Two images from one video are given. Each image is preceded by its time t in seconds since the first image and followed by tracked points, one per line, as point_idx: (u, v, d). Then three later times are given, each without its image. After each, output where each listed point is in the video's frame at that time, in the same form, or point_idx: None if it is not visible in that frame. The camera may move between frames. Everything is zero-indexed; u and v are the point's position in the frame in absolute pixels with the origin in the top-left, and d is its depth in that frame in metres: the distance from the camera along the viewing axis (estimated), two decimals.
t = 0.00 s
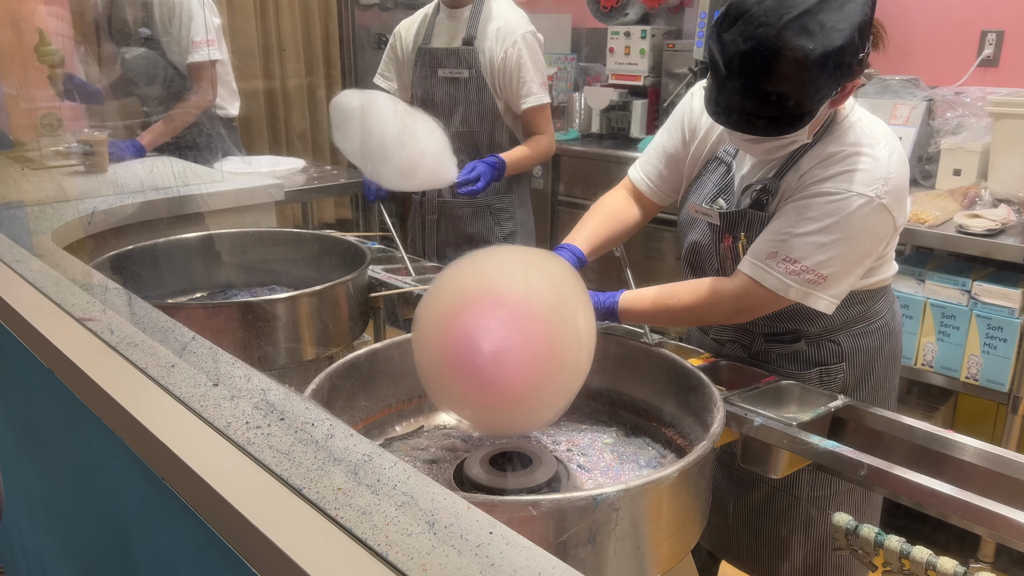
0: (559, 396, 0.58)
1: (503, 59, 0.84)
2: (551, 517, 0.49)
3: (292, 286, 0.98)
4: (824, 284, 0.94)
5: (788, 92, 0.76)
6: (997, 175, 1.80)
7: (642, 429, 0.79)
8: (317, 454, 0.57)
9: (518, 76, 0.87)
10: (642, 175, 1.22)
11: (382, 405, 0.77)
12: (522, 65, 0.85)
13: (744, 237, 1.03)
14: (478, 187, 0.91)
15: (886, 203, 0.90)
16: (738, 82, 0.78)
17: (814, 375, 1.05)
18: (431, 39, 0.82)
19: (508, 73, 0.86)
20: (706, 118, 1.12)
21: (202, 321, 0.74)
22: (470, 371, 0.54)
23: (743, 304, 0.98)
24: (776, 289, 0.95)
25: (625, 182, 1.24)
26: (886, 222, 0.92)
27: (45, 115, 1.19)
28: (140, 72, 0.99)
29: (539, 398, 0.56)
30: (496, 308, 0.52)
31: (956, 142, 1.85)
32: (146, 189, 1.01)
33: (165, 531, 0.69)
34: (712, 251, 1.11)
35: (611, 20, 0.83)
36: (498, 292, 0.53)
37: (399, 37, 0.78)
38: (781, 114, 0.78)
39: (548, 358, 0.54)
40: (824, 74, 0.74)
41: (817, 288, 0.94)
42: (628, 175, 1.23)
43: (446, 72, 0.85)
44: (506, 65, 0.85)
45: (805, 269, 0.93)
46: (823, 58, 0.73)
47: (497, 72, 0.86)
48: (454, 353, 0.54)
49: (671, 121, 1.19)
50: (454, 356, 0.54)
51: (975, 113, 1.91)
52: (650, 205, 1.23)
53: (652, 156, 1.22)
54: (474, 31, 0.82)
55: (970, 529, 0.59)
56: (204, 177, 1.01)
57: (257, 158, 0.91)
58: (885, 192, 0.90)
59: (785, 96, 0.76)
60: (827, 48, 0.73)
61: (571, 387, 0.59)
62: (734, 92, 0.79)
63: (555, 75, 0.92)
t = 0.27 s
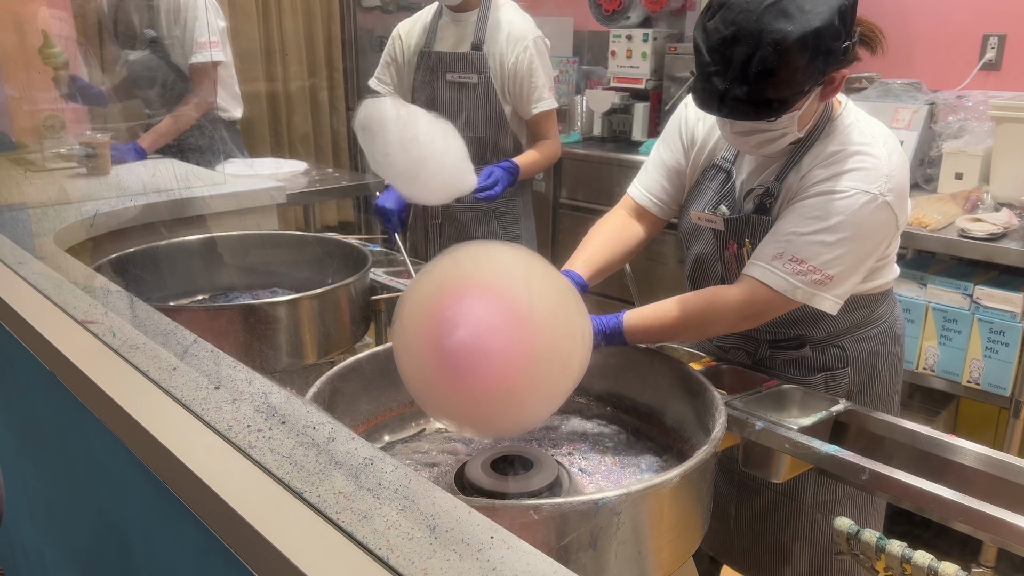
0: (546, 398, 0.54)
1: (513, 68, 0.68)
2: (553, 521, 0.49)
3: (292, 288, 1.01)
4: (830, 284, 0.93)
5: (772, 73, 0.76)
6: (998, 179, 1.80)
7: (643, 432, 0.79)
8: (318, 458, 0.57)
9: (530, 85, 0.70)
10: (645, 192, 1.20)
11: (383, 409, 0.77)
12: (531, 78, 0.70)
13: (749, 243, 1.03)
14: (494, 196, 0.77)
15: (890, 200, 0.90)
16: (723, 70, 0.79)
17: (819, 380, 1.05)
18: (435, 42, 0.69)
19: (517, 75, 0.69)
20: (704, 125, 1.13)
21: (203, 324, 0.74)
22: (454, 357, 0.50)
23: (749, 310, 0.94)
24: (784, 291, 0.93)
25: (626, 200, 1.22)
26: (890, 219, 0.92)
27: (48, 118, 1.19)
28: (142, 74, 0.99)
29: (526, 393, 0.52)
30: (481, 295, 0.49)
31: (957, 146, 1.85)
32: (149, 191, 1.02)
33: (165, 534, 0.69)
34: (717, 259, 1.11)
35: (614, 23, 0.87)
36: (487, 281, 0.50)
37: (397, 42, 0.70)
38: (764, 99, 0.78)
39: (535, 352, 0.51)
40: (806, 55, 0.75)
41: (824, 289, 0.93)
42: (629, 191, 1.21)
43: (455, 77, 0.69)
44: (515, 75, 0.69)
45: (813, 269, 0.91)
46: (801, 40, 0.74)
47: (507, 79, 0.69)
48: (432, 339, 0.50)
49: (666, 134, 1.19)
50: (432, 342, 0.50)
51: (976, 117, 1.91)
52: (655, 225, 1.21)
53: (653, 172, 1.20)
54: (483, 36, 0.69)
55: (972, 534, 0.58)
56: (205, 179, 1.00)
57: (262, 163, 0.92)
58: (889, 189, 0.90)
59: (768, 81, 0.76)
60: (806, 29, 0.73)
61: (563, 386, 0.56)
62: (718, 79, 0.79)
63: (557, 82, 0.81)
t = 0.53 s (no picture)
0: (531, 387, 0.53)
1: (518, 72, 0.68)
2: (551, 523, 0.49)
3: (292, 291, 0.97)
4: (835, 285, 0.91)
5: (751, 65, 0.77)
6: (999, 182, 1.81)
7: (642, 434, 0.79)
8: (318, 460, 0.57)
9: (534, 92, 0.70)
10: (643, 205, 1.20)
11: (380, 413, 0.75)
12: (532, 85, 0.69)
13: (753, 250, 1.03)
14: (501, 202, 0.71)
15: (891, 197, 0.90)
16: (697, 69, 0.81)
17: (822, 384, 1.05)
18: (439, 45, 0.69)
19: (521, 81, 0.68)
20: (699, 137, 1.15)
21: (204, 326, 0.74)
22: (432, 325, 0.50)
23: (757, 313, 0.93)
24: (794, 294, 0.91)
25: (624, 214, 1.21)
26: (891, 218, 0.92)
27: (50, 120, 1.20)
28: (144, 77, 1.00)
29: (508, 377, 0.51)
30: (465, 265, 0.49)
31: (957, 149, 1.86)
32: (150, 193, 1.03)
33: (165, 535, 0.69)
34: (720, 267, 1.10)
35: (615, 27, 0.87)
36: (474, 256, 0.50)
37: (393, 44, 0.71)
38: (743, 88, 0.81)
39: (519, 331, 0.50)
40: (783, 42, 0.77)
41: (829, 290, 0.91)
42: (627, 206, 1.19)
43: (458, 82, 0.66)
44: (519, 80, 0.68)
45: (819, 269, 0.89)
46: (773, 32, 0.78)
47: (512, 85, 0.68)
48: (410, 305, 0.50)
49: (660, 144, 1.18)
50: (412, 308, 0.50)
51: (977, 120, 1.91)
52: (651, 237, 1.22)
53: (649, 183, 1.20)
54: (488, 41, 0.68)
55: (972, 537, 0.58)
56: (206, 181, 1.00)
57: (261, 164, 0.92)
58: (890, 187, 0.90)
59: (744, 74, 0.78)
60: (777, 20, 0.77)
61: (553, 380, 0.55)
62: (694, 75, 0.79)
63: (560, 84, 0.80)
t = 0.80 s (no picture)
0: (541, 364, 0.49)
1: (525, 76, 0.68)
2: (551, 527, 0.49)
3: (293, 294, 0.98)
4: (845, 285, 0.90)
5: (727, 78, 0.75)
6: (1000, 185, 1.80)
7: (641, 438, 0.79)
8: (317, 463, 0.57)
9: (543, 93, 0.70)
10: (643, 213, 1.15)
11: (383, 414, 0.78)
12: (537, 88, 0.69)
13: (761, 254, 1.01)
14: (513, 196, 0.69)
15: (892, 193, 0.90)
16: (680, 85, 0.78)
17: (823, 387, 1.05)
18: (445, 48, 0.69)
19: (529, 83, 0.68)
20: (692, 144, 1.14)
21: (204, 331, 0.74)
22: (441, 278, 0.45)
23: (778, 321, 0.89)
24: (807, 298, 0.89)
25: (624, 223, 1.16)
26: (892, 214, 0.92)
27: (52, 122, 1.20)
28: (145, 81, 1.00)
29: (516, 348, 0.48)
30: (486, 216, 0.45)
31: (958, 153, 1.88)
32: (151, 195, 1.02)
33: (164, 538, 0.70)
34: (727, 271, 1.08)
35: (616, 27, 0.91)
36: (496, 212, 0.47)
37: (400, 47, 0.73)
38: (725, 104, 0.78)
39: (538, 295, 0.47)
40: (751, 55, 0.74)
41: (839, 291, 0.90)
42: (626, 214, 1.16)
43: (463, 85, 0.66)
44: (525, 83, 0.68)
45: (831, 272, 0.88)
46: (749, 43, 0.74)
47: (517, 88, 0.68)
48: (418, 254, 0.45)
49: (656, 154, 1.17)
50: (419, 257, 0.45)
51: (978, 123, 1.91)
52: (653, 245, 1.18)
53: (647, 192, 1.17)
54: (494, 44, 0.68)
55: (971, 541, 0.58)
56: (206, 183, 0.96)
57: (262, 167, 0.89)
58: (890, 185, 0.90)
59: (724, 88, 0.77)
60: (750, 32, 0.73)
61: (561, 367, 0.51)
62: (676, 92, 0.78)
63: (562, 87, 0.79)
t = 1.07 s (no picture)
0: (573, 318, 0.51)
1: (530, 76, 0.67)
2: (550, 530, 0.49)
3: (293, 296, 0.98)
4: (878, 282, 0.90)
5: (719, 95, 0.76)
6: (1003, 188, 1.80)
7: (641, 440, 0.79)
8: (317, 466, 0.57)
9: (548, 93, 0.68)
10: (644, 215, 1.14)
11: (384, 415, 0.79)
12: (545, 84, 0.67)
13: (775, 252, 0.98)
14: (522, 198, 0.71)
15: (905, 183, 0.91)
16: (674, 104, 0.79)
17: (828, 387, 1.04)
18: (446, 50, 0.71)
19: (533, 83, 0.67)
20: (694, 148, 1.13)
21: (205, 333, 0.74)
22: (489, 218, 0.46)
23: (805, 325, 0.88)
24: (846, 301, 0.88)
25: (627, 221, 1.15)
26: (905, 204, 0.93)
27: (53, 123, 1.20)
28: (146, 83, 1.00)
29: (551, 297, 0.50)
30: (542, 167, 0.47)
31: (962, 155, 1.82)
32: (152, 196, 1.01)
33: (164, 540, 0.70)
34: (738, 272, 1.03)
35: (617, 29, 0.85)
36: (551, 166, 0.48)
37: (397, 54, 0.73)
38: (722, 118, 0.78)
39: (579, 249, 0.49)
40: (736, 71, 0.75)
41: (876, 289, 0.89)
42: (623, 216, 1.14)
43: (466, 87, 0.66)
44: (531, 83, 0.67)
45: (865, 270, 0.88)
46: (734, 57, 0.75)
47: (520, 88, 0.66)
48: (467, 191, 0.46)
49: (658, 156, 1.15)
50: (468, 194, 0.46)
51: (981, 125, 1.91)
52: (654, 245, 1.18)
53: (647, 192, 1.15)
54: (498, 47, 0.68)
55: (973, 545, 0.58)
56: (206, 185, 0.94)
57: (261, 169, 0.86)
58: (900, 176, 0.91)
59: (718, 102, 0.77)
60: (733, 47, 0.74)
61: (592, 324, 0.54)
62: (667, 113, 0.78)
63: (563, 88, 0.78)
